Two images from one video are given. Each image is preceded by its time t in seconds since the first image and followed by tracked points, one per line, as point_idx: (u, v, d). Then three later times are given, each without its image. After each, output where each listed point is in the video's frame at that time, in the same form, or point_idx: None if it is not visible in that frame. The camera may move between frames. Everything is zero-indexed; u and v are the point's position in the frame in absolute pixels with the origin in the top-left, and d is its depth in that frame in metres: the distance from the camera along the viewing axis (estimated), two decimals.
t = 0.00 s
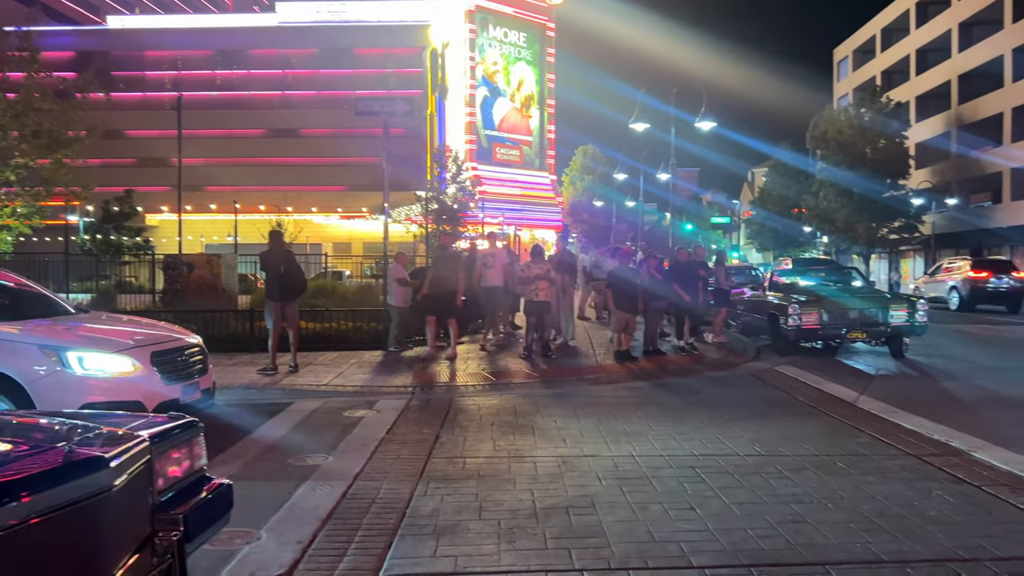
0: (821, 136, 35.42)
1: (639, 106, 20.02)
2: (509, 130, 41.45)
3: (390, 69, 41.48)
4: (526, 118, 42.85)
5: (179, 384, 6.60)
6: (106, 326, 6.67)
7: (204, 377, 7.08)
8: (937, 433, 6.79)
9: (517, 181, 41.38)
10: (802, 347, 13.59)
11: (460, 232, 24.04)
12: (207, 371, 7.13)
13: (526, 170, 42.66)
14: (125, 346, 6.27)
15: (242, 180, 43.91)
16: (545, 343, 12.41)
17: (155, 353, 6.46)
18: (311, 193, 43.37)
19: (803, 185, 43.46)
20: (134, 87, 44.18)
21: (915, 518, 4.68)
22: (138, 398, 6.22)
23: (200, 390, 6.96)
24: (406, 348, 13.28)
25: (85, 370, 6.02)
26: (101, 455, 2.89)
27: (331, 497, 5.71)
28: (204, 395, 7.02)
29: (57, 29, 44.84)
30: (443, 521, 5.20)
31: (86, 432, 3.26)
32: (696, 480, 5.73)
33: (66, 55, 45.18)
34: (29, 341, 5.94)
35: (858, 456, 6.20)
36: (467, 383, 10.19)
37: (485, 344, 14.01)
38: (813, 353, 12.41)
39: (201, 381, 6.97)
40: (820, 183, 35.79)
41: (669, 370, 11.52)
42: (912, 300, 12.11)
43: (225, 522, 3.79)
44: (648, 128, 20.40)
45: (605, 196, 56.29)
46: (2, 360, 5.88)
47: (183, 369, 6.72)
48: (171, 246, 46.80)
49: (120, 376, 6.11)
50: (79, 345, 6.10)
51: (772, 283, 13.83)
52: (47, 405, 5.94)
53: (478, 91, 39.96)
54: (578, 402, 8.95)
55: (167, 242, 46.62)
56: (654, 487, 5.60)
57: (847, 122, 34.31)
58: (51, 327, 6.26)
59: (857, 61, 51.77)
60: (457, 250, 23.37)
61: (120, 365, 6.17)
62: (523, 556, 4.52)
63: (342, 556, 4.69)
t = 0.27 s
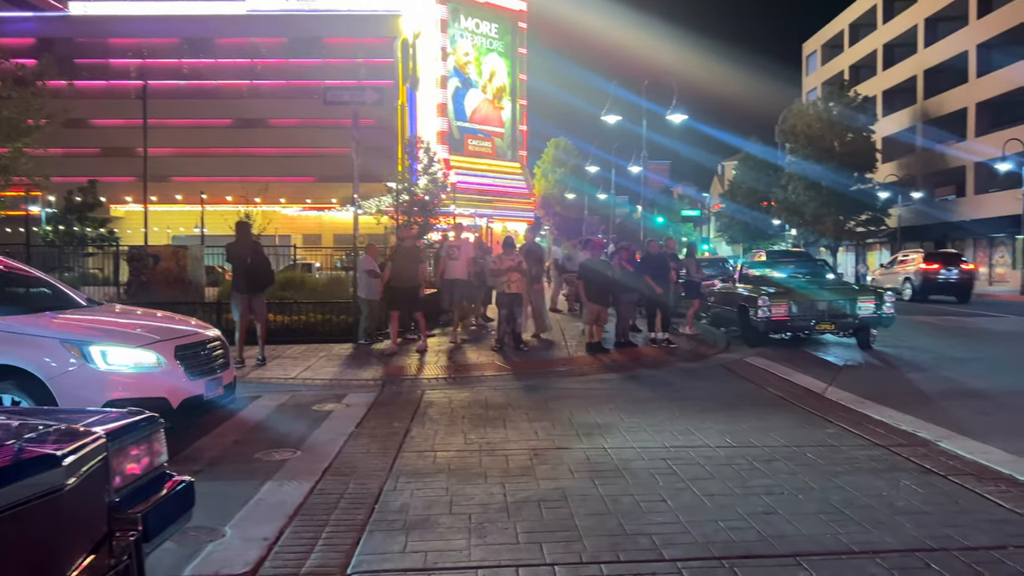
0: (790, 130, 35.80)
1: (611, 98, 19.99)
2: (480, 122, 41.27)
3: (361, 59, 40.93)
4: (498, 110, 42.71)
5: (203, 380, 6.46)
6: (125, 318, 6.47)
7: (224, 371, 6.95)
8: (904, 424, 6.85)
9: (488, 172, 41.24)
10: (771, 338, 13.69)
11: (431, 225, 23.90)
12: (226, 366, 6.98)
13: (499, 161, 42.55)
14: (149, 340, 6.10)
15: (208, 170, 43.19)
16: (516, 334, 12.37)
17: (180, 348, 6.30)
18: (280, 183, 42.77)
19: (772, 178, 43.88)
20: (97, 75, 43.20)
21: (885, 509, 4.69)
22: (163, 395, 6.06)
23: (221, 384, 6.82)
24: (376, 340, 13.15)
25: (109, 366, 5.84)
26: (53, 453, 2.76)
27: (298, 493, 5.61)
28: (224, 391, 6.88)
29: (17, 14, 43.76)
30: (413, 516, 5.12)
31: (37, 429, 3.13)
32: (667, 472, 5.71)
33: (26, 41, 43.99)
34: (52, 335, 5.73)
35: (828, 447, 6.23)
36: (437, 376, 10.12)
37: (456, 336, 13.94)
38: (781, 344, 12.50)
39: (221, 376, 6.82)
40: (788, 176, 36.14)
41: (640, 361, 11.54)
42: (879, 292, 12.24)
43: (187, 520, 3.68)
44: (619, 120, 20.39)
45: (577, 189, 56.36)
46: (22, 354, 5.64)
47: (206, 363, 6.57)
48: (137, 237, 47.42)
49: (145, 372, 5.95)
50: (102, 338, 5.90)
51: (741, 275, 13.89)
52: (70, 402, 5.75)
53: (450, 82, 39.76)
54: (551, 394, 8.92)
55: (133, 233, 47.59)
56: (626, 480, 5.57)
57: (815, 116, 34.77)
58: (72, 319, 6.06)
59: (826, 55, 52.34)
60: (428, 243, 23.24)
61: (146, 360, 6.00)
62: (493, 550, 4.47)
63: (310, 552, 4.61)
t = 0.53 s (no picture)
0: (760, 124, 36.17)
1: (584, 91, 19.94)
2: (453, 114, 41.05)
3: (330, 50, 40.30)
4: (470, 102, 42.53)
5: (235, 378, 6.09)
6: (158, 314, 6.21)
7: (256, 369, 6.57)
8: (875, 417, 6.89)
9: (460, 165, 41.06)
10: (741, 331, 13.78)
11: (403, 217, 23.72)
12: (256, 363, 6.61)
13: (470, 154, 42.41)
14: (181, 337, 5.78)
15: (174, 161, 42.48)
16: (489, 327, 12.31)
17: (211, 345, 5.96)
18: (247, 175, 42.17)
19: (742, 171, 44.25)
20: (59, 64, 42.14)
21: (857, 503, 4.70)
22: (195, 394, 5.72)
23: (252, 383, 6.45)
24: (347, 334, 13.01)
25: (139, 363, 5.55)
26: (6, 456, 2.64)
27: (266, 492, 5.48)
28: (256, 389, 6.50)
29: None
30: (385, 514, 5.03)
31: None
32: (641, 467, 5.68)
33: None
34: (80, 332, 5.49)
35: (799, 440, 6.24)
36: (407, 370, 10.01)
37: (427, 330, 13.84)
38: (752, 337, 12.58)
39: (252, 374, 6.45)
40: (758, 169, 36.44)
41: (612, 354, 11.55)
42: (848, 285, 12.36)
43: (151, 520, 3.57)
44: (592, 113, 20.35)
45: (549, 181, 56.35)
46: (52, 352, 5.45)
47: (237, 360, 6.22)
48: (101, 229, 46.20)
49: (176, 369, 5.62)
50: (131, 335, 5.61)
51: (712, 269, 13.95)
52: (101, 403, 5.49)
53: (421, 73, 39.43)
54: (525, 388, 8.86)
55: (98, 225, 46.18)
56: (599, 474, 5.54)
57: (784, 110, 35.23)
58: (100, 317, 5.80)
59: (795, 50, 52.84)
60: (399, 235, 23.06)
61: (176, 358, 5.67)
62: (466, 548, 4.40)
63: (278, 552, 4.51)
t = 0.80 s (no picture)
0: (735, 119, 36.43)
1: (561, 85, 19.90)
2: (428, 107, 40.83)
3: (304, 41, 39.78)
4: (447, 95, 42.35)
5: (279, 375, 5.83)
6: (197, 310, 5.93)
7: (296, 366, 6.31)
8: (851, 411, 6.92)
9: (437, 159, 40.86)
10: (717, 325, 13.83)
11: (379, 210, 23.56)
12: (295, 360, 6.34)
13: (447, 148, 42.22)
14: (225, 333, 5.51)
15: (145, 154, 41.86)
16: (466, 321, 12.25)
17: (254, 341, 5.69)
18: (219, 167, 41.61)
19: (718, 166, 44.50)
20: (26, 53, 41.29)
21: (834, 496, 4.71)
22: (240, 392, 5.44)
23: (293, 381, 6.18)
24: (322, 329, 12.88)
25: (184, 361, 5.26)
26: None
27: (240, 490, 5.38)
28: (296, 386, 6.24)
29: None
30: (363, 510, 4.97)
31: None
32: (620, 462, 5.66)
33: None
34: (121, 328, 5.20)
35: (777, 433, 6.25)
36: (381, 365, 9.91)
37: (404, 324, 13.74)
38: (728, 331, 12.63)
39: (293, 371, 6.18)
40: (733, 164, 36.67)
41: (590, 348, 11.54)
42: (824, 279, 12.40)
43: (121, 520, 3.48)
44: (570, 107, 20.32)
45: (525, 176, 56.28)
46: (92, 347, 5.16)
47: (279, 357, 5.95)
48: (70, 222, 45.30)
49: (221, 366, 5.34)
50: (174, 331, 5.33)
51: (689, 263, 13.97)
52: (144, 403, 5.19)
53: (397, 66, 39.14)
54: (502, 383, 8.81)
55: (67, 219, 45.33)
56: (578, 470, 5.51)
57: (759, 106, 35.53)
58: (138, 312, 5.51)
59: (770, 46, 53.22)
60: (375, 229, 22.91)
61: (222, 355, 5.40)
62: (446, 546, 4.34)
63: (253, 552, 4.42)
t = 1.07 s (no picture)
0: (716, 115, 36.61)
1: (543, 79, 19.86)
2: (409, 101, 40.62)
3: (284, 34, 39.41)
4: (428, 89, 42.18)
5: (336, 372, 5.72)
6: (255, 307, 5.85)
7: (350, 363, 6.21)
8: (835, 404, 6.96)
9: (418, 154, 40.70)
10: (700, 320, 13.87)
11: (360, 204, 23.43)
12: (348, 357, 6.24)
13: (429, 142, 42.06)
14: (282, 330, 5.41)
15: (122, 147, 41.35)
16: (450, 316, 12.21)
17: (311, 338, 5.59)
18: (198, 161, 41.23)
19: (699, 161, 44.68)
20: None
21: (821, 490, 4.72)
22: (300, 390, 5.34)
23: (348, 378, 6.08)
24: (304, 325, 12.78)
25: (244, 358, 5.16)
26: None
27: (224, 487, 5.30)
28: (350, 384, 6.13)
29: None
30: (349, 507, 4.92)
31: None
32: (607, 457, 5.65)
33: None
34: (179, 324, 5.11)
35: (763, 427, 6.28)
36: (364, 362, 9.85)
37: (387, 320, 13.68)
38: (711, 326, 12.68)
39: (348, 369, 6.08)
40: (714, 159, 36.83)
41: (574, 343, 11.54)
42: (806, 275, 12.48)
43: (104, 519, 3.41)
44: (552, 102, 20.29)
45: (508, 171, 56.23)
46: (148, 344, 5.06)
47: (335, 354, 5.85)
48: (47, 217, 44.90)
49: (280, 364, 5.24)
50: (233, 328, 5.24)
51: (671, 258, 14.00)
52: (204, 401, 5.09)
53: (378, 59, 38.83)
54: (487, 378, 8.79)
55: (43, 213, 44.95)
56: (565, 465, 5.50)
57: (740, 101, 35.71)
58: (194, 309, 5.42)
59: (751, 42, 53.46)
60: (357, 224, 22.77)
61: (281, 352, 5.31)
62: (433, 543, 4.30)
63: (238, 550, 4.35)
